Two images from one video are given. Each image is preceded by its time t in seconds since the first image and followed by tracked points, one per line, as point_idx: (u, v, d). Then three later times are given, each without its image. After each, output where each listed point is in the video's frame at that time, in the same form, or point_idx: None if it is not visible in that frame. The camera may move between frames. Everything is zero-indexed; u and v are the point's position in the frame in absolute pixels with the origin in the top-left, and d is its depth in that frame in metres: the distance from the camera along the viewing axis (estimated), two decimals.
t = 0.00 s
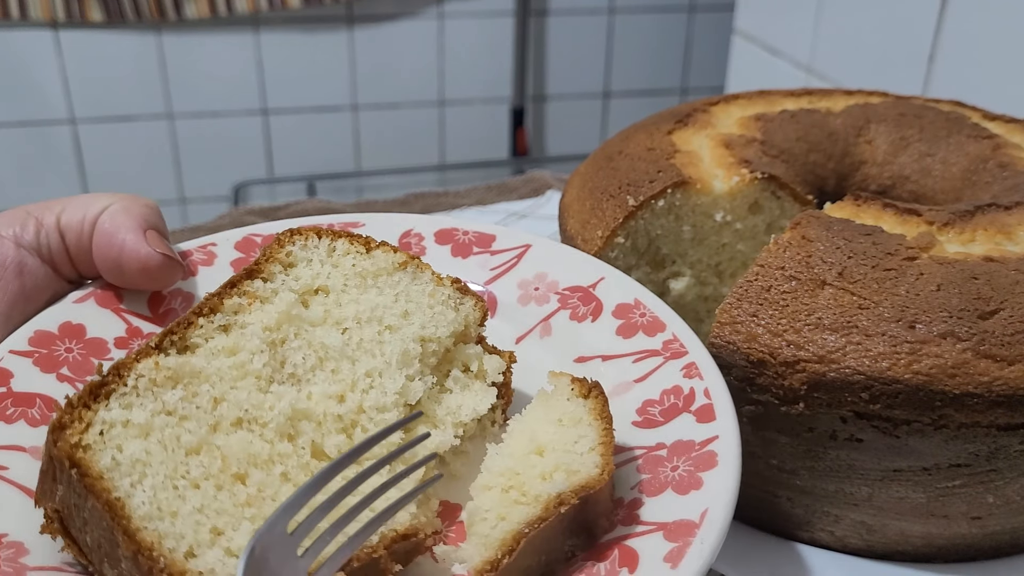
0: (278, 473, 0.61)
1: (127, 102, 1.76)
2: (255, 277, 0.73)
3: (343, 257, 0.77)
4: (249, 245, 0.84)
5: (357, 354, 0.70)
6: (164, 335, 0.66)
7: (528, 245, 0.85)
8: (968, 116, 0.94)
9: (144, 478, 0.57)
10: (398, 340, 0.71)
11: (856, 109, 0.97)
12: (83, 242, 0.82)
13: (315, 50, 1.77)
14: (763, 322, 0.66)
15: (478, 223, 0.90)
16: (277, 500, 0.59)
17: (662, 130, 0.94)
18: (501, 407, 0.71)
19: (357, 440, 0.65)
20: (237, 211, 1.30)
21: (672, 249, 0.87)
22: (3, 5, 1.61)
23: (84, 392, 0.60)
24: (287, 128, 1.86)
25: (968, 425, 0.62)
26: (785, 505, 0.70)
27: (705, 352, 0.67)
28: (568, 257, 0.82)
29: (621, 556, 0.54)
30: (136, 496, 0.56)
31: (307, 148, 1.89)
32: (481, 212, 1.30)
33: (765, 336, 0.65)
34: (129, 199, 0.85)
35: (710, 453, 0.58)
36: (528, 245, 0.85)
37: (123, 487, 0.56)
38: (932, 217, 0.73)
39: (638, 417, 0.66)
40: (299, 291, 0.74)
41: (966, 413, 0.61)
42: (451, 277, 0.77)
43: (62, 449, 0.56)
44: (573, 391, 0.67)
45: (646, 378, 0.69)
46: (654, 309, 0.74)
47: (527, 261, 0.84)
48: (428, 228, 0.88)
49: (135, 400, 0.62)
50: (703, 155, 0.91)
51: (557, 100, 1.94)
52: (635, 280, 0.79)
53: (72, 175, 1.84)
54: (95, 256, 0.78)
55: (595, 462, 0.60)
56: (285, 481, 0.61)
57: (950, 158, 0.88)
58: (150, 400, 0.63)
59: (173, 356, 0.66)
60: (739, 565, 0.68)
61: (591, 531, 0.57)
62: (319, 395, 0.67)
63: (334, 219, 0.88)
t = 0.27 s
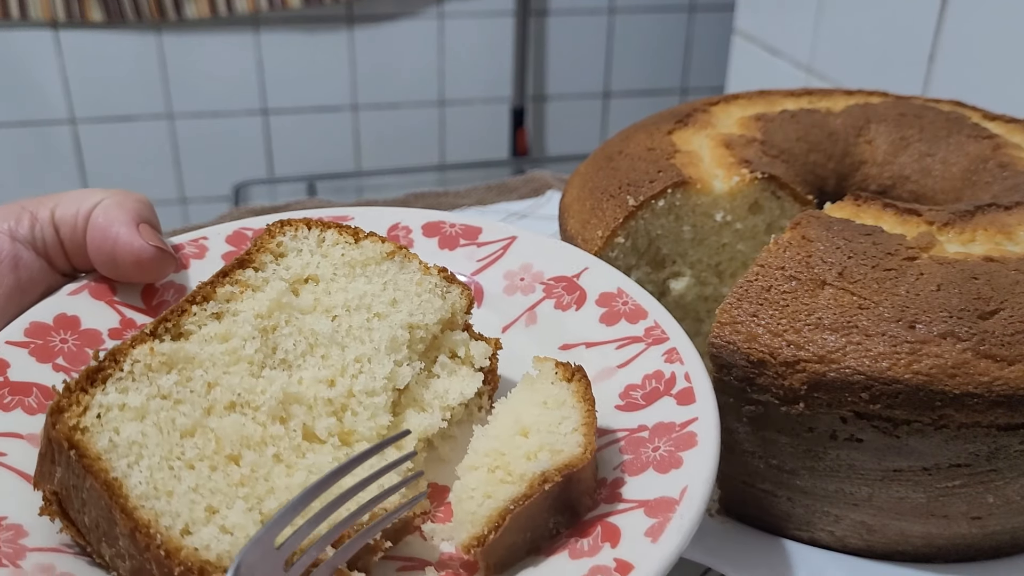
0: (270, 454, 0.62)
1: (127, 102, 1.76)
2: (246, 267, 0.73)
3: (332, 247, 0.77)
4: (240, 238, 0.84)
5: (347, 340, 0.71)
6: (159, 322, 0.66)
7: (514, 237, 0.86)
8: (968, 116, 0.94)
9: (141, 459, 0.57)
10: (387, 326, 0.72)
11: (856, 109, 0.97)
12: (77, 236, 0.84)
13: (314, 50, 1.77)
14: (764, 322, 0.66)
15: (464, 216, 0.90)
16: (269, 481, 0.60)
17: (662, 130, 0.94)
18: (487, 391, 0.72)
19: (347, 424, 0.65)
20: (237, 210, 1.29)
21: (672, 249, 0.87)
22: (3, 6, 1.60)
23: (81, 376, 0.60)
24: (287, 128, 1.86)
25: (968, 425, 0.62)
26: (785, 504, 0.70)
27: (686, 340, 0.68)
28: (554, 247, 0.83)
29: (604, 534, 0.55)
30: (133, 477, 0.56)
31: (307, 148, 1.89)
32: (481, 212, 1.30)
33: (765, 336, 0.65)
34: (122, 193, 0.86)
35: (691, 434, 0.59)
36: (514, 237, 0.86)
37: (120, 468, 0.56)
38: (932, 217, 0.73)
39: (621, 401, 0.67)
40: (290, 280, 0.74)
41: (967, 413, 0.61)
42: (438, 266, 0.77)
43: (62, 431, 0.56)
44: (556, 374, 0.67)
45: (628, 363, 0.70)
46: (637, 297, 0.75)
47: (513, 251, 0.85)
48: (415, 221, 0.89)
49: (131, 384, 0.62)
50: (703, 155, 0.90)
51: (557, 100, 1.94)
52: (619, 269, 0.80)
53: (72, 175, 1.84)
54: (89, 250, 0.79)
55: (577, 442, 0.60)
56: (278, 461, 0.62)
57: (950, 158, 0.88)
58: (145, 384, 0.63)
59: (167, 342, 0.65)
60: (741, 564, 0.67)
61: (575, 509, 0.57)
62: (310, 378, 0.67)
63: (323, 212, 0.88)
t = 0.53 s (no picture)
0: (262, 439, 0.63)
1: (127, 102, 1.76)
2: (240, 256, 0.73)
3: (324, 237, 0.76)
4: (235, 230, 0.84)
5: (338, 328, 0.71)
6: (152, 309, 0.65)
7: (506, 227, 0.86)
8: (968, 116, 0.94)
9: (135, 445, 0.58)
10: (378, 314, 0.72)
11: (856, 109, 0.97)
12: (73, 227, 0.84)
13: (314, 49, 1.77)
14: (764, 322, 0.66)
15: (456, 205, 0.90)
16: (261, 465, 0.61)
17: (662, 130, 0.94)
18: (478, 378, 0.73)
19: (337, 409, 0.67)
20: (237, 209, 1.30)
21: (672, 249, 0.87)
22: (3, 6, 1.60)
23: (75, 362, 0.60)
24: (287, 128, 1.86)
25: (968, 425, 0.62)
26: (785, 504, 0.70)
27: (674, 327, 0.69)
28: (545, 238, 0.83)
29: (591, 519, 0.55)
30: (127, 462, 0.56)
31: (307, 148, 1.89)
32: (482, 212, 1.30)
33: (765, 336, 0.65)
34: (117, 185, 0.87)
35: (678, 419, 0.60)
36: (505, 227, 0.86)
37: (115, 453, 0.56)
38: (932, 217, 0.73)
39: (610, 388, 0.68)
40: (281, 269, 0.74)
41: (967, 413, 0.61)
42: (429, 256, 0.77)
43: (57, 416, 0.56)
44: (544, 361, 0.68)
45: (617, 351, 0.71)
46: (627, 286, 0.75)
47: (505, 242, 0.85)
48: (408, 211, 0.89)
49: (125, 371, 0.62)
50: (703, 155, 0.90)
51: (557, 100, 1.94)
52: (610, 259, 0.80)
53: (72, 174, 1.84)
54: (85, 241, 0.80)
55: (563, 428, 0.61)
56: (269, 446, 0.63)
57: (950, 158, 0.88)
58: (139, 370, 0.63)
59: (161, 329, 0.65)
60: (740, 563, 0.67)
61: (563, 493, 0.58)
62: (302, 365, 0.68)
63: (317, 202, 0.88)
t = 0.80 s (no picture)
0: (249, 443, 0.63)
1: (127, 102, 1.76)
2: (231, 257, 0.73)
3: (317, 237, 0.76)
4: (233, 224, 0.84)
5: (329, 330, 0.71)
6: (142, 311, 0.66)
7: (504, 224, 0.86)
8: (968, 116, 0.94)
9: (123, 448, 0.58)
10: (369, 316, 0.72)
11: (856, 109, 0.97)
12: (71, 221, 0.84)
13: (314, 49, 1.77)
14: (764, 322, 0.66)
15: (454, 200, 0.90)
16: (247, 469, 0.61)
17: (662, 130, 0.94)
18: (470, 380, 0.73)
19: (326, 413, 0.67)
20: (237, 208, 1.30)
21: (673, 249, 0.87)
22: (4, 6, 1.60)
23: (65, 364, 0.60)
24: (288, 128, 1.86)
25: (968, 425, 0.62)
26: (785, 504, 0.70)
27: (667, 331, 0.69)
28: (544, 236, 0.83)
29: (576, 526, 0.55)
30: (114, 465, 0.57)
31: (308, 148, 1.89)
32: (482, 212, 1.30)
33: (765, 336, 0.65)
34: (115, 178, 0.87)
35: (667, 426, 0.59)
36: (504, 224, 0.86)
37: (102, 456, 0.57)
38: (932, 217, 0.73)
39: (602, 391, 0.67)
40: (274, 270, 0.74)
41: (967, 413, 0.61)
42: (422, 256, 0.77)
43: (45, 419, 0.56)
44: (534, 365, 0.68)
45: (611, 354, 0.70)
46: (622, 287, 0.75)
47: (502, 240, 0.85)
48: (407, 207, 0.89)
49: (114, 373, 0.62)
50: (703, 155, 0.90)
51: (557, 100, 1.94)
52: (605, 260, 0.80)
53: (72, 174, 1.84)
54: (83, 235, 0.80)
55: (551, 434, 0.61)
56: (256, 450, 0.63)
57: (950, 158, 0.88)
58: (128, 372, 0.63)
59: (151, 331, 0.65)
60: (740, 563, 0.67)
61: (549, 498, 0.58)
62: (291, 368, 0.68)
63: (316, 197, 0.88)
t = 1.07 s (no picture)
0: (240, 451, 0.63)
1: (127, 102, 1.76)
2: (227, 264, 0.72)
3: (313, 245, 0.76)
4: (233, 228, 0.84)
5: (323, 338, 0.71)
6: (137, 318, 0.65)
7: (502, 232, 0.87)
8: (968, 116, 0.94)
9: (115, 455, 0.58)
10: (363, 325, 0.72)
11: (856, 109, 0.97)
12: (71, 225, 0.84)
13: (314, 49, 1.77)
14: (764, 322, 0.66)
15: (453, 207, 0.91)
16: (238, 477, 0.61)
17: (662, 130, 0.94)
18: (464, 388, 0.73)
19: (318, 421, 0.67)
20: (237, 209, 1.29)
21: (672, 249, 0.87)
22: (4, 6, 1.60)
23: (58, 372, 0.60)
24: (288, 128, 1.86)
25: (968, 425, 0.62)
26: (784, 504, 0.70)
27: (661, 341, 0.68)
28: (541, 244, 0.83)
29: (565, 538, 0.55)
30: (105, 473, 0.57)
31: (308, 148, 1.89)
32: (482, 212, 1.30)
33: (766, 336, 0.65)
34: (115, 182, 0.87)
35: (658, 437, 0.59)
36: (501, 232, 0.87)
37: (93, 463, 0.57)
38: (932, 217, 0.73)
39: (595, 402, 0.68)
40: (269, 278, 0.74)
41: (967, 413, 0.61)
42: (418, 265, 0.77)
43: (37, 426, 0.56)
44: (527, 376, 0.68)
45: (605, 364, 0.71)
46: (618, 297, 0.75)
47: (500, 248, 0.85)
48: (405, 214, 0.89)
49: (108, 380, 0.62)
50: (703, 155, 0.90)
51: (557, 100, 1.94)
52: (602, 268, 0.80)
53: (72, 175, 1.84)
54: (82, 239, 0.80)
55: (541, 446, 0.61)
56: (247, 458, 0.63)
57: (950, 158, 0.88)
58: (121, 380, 0.63)
59: (145, 339, 0.65)
60: (740, 563, 0.67)
61: (538, 508, 0.58)
62: (283, 376, 0.68)
63: (316, 203, 0.89)
